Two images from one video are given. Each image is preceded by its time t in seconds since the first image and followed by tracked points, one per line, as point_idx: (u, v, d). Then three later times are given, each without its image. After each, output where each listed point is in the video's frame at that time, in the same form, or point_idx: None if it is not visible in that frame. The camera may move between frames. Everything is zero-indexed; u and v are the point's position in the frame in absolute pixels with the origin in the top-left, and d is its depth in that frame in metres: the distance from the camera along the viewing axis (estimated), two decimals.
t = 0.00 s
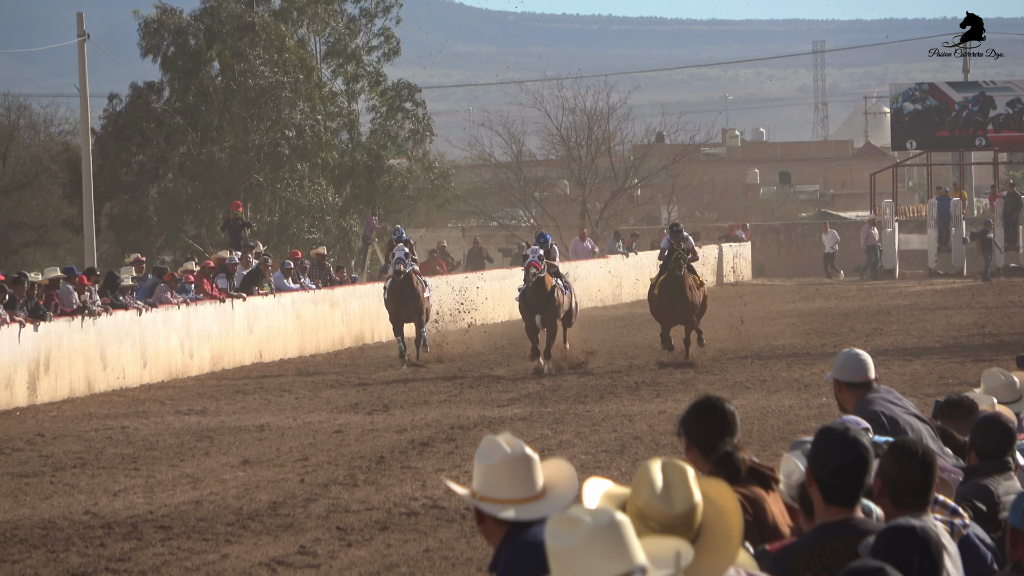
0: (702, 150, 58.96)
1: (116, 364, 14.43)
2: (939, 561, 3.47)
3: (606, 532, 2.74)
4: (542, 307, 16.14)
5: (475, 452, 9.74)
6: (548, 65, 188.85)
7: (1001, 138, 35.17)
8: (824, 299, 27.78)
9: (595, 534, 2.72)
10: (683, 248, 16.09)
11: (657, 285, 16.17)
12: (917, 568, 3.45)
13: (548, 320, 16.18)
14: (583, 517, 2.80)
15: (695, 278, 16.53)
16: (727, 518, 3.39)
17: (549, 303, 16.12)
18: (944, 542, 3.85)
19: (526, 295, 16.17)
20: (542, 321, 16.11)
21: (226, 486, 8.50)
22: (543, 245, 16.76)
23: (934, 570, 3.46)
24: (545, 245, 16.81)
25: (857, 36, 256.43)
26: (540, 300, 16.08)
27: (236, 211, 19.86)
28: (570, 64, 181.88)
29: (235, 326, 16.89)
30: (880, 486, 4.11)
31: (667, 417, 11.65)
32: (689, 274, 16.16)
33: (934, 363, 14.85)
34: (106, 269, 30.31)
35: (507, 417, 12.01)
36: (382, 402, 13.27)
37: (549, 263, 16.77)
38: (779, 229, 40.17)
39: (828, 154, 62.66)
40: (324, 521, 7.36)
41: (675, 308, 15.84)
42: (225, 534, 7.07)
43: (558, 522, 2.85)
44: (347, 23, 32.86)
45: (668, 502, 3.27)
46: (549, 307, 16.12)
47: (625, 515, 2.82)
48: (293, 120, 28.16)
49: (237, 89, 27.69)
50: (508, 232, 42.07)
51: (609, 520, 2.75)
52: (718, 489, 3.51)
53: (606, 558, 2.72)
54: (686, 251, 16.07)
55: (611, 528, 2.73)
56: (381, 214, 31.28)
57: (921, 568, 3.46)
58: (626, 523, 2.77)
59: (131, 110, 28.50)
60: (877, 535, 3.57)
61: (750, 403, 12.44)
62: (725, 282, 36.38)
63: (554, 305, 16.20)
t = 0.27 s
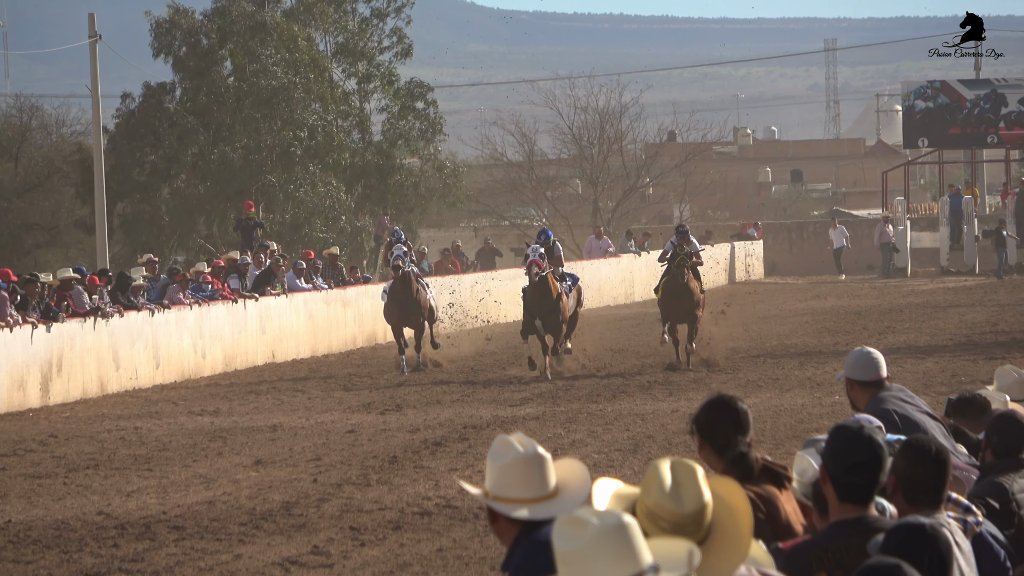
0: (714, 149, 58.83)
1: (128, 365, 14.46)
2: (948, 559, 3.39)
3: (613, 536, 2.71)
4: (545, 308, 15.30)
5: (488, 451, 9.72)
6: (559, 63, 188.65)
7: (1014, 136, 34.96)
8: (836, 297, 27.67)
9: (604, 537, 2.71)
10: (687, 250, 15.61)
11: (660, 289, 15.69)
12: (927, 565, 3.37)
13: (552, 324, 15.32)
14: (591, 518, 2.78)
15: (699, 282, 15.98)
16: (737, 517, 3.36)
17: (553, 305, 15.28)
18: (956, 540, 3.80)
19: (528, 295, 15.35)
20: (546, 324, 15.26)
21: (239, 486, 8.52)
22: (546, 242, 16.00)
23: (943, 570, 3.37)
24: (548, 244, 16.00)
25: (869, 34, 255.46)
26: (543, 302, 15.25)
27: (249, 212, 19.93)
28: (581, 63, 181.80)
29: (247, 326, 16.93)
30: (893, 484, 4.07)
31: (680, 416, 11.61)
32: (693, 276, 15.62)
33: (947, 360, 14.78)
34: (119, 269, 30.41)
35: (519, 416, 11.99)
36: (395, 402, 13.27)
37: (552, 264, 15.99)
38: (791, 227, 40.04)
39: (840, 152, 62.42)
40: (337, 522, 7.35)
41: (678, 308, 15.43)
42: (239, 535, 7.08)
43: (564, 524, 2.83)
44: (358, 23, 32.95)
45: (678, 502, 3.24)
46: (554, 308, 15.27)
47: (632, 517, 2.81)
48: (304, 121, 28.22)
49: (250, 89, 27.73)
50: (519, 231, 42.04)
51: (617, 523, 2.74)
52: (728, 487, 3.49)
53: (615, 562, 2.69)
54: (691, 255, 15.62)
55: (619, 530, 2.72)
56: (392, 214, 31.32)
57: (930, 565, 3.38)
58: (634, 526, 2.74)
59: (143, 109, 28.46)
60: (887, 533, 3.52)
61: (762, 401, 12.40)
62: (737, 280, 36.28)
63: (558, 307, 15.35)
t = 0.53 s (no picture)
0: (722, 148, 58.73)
1: (137, 363, 14.49)
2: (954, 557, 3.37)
3: (613, 539, 2.69)
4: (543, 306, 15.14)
5: (496, 450, 9.71)
6: (567, 62, 188.45)
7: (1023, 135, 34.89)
8: (845, 296, 27.60)
9: (603, 541, 2.69)
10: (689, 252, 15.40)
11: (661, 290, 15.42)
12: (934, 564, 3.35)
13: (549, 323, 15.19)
14: (590, 522, 2.77)
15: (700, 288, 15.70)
16: (745, 514, 3.35)
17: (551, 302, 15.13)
18: (964, 539, 3.77)
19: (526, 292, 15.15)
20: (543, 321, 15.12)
21: (248, 485, 8.53)
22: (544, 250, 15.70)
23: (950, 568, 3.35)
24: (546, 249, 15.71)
25: (878, 33, 254.86)
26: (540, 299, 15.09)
27: (258, 210, 19.92)
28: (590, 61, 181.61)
29: (256, 325, 16.95)
30: (902, 482, 4.05)
31: (688, 414, 11.60)
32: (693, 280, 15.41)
33: (955, 359, 14.72)
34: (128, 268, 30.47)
35: (527, 415, 11.96)
36: (403, 401, 13.27)
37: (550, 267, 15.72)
38: (800, 226, 39.94)
39: (848, 151, 62.27)
40: (346, 520, 7.35)
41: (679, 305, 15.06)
42: (248, 533, 7.08)
43: (564, 528, 2.82)
44: (367, 23, 33.02)
45: (686, 501, 3.22)
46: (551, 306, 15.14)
47: (632, 521, 2.79)
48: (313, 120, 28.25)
49: (259, 89, 27.76)
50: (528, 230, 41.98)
51: (615, 527, 2.73)
52: (735, 485, 3.48)
53: (617, 564, 2.68)
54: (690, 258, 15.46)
55: (618, 534, 2.71)
56: (400, 213, 31.33)
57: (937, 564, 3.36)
58: (632, 530, 2.73)
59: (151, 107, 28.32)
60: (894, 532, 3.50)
61: (771, 400, 12.37)
62: (745, 279, 36.20)
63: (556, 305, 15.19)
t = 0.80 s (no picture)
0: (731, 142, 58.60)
1: (146, 358, 14.54)
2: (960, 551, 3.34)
3: (599, 542, 2.68)
4: (538, 317, 14.79)
5: (505, 445, 9.70)
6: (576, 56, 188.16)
7: None
8: (853, 290, 27.51)
9: (594, 542, 2.69)
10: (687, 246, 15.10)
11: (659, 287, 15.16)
12: (941, 558, 3.32)
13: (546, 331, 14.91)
14: (581, 524, 2.76)
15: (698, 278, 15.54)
16: (754, 510, 3.34)
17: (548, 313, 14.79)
18: (973, 533, 3.74)
19: (522, 299, 14.77)
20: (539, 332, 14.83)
21: (256, 479, 8.54)
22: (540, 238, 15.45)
23: (957, 562, 3.32)
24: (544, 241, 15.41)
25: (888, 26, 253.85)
26: (537, 309, 14.73)
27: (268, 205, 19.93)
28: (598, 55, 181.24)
29: (264, 320, 16.99)
30: (911, 477, 4.03)
31: (697, 409, 11.57)
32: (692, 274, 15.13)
33: (964, 353, 14.67)
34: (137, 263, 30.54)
35: (536, 410, 11.95)
36: (412, 395, 13.29)
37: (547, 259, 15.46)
38: (809, 220, 39.84)
39: (857, 145, 62.07)
40: (355, 515, 7.36)
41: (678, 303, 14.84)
42: (256, 527, 7.10)
43: (555, 528, 2.81)
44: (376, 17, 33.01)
45: (695, 496, 3.20)
46: (549, 316, 14.81)
47: (623, 523, 2.78)
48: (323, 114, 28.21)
49: (268, 84, 27.75)
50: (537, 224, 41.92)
51: (606, 529, 2.72)
52: (744, 481, 3.46)
53: (606, 565, 2.67)
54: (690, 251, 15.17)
55: (608, 537, 2.70)
56: (409, 207, 31.34)
57: (944, 558, 3.33)
58: (623, 532, 2.72)
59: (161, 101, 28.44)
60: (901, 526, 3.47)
61: (779, 394, 12.35)
62: (754, 273, 36.13)
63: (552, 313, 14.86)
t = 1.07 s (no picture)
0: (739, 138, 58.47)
1: (154, 353, 14.58)
2: (967, 548, 3.31)
3: (586, 546, 2.65)
4: (534, 308, 14.41)
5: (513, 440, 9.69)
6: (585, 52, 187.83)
7: None
8: (861, 286, 27.44)
9: (583, 548, 2.66)
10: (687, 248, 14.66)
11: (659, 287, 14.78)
12: (948, 554, 3.29)
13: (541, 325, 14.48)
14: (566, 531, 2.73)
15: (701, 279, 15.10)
16: (764, 505, 3.32)
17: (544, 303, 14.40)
18: (981, 529, 3.72)
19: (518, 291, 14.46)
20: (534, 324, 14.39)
21: (264, 475, 8.54)
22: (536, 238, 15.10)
23: (963, 558, 3.29)
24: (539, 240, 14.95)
25: (898, 23, 252.93)
26: (532, 300, 14.37)
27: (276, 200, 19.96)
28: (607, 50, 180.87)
29: (273, 315, 17.04)
30: (920, 472, 4.01)
31: (706, 404, 11.55)
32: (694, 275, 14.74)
33: (973, 350, 14.60)
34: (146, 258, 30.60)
35: (544, 405, 11.94)
36: (420, 391, 13.29)
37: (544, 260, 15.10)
38: (817, 216, 39.71)
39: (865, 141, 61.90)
40: (363, 510, 7.36)
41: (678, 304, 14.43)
42: (264, 523, 7.10)
43: (539, 534, 2.79)
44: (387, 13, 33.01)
45: (705, 492, 3.18)
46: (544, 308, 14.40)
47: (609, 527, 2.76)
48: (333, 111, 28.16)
49: (277, 81, 27.73)
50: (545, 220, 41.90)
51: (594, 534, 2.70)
52: (754, 477, 3.44)
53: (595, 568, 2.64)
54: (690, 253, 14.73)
55: (595, 541, 2.66)
56: (418, 202, 31.34)
57: (950, 554, 3.30)
58: (611, 536, 2.70)
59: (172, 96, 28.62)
60: (908, 523, 3.45)
61: (787, 390, 12.32)
62: (762, 269, 36.03)
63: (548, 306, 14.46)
